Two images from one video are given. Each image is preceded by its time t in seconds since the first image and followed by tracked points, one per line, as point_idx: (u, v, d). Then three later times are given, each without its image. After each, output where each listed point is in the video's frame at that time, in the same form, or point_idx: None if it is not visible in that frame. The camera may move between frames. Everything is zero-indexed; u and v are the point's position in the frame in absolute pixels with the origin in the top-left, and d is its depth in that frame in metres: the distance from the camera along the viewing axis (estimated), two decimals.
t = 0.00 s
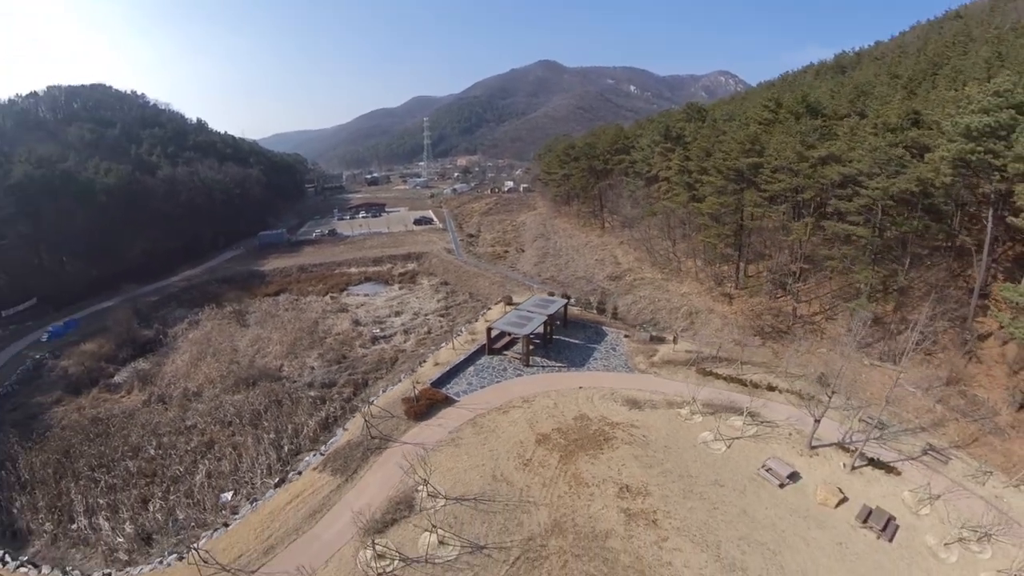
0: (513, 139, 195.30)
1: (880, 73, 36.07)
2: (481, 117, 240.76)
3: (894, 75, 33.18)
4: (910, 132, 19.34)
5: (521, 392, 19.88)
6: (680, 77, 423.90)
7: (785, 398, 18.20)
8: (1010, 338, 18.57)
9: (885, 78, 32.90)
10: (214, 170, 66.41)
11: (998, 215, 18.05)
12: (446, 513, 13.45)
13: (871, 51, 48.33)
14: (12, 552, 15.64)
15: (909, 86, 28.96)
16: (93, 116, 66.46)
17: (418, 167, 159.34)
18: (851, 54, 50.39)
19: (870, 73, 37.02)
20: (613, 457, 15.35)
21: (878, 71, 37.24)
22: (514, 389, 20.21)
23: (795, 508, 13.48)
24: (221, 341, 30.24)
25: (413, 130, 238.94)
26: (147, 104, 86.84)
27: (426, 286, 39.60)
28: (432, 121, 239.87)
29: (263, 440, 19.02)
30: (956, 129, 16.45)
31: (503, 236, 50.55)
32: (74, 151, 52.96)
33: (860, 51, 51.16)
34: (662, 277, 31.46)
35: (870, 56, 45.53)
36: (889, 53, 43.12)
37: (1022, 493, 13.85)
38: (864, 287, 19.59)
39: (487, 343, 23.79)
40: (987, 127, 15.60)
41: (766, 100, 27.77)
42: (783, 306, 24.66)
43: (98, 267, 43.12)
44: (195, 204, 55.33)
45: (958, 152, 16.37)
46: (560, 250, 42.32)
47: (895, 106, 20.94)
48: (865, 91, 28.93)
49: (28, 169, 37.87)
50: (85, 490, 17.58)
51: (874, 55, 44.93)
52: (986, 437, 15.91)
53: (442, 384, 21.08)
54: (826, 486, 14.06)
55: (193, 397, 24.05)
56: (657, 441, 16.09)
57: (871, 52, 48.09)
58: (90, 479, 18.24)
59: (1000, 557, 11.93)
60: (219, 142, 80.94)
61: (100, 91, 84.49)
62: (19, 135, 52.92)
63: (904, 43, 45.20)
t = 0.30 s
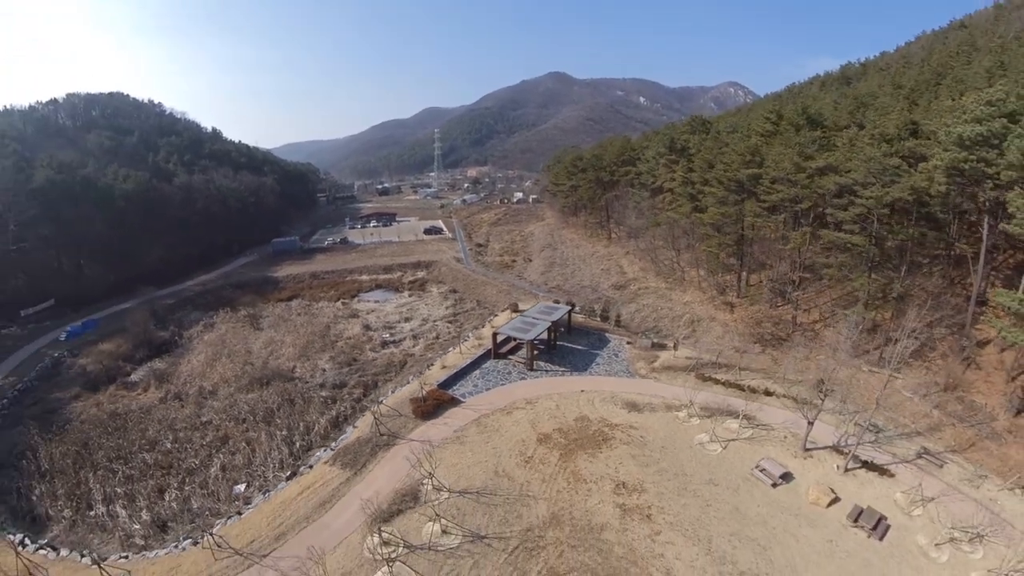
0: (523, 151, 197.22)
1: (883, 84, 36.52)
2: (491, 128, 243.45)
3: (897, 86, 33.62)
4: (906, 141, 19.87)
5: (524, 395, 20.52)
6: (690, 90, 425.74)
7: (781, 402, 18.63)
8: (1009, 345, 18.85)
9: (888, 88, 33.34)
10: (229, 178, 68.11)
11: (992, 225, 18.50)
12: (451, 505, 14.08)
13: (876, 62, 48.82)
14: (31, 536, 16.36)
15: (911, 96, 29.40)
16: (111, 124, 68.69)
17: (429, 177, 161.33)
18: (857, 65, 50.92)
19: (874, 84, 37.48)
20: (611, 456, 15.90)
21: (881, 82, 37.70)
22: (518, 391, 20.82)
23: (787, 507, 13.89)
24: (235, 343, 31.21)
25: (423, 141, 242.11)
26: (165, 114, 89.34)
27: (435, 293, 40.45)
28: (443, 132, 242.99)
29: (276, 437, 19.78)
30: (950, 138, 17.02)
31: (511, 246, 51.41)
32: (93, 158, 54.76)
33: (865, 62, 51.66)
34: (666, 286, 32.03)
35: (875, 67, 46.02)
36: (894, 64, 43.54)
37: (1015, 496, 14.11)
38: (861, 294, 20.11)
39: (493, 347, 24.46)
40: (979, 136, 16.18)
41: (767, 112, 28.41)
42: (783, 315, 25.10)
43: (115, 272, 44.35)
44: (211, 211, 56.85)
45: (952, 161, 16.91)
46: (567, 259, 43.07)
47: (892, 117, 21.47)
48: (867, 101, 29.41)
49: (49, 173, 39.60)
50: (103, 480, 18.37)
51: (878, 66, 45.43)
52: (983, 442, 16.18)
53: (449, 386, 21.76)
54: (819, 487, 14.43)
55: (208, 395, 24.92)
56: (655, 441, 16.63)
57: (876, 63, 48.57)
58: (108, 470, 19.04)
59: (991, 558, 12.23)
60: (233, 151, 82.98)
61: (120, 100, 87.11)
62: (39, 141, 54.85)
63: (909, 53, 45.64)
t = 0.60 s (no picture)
0: (534, 158, 198.55)
1: (889, 93, 36.81)
2: (501, 136, 245.25)
3: (901, 96, 34.05)
4: (905, 150, 20.29)
5: (527, 393, 21.16)
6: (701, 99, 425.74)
7: (777, 405, 19.09)
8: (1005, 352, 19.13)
9: (893, 98, 33.77)
10: (244, 181, 69.67)
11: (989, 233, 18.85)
12: (453, 494, 14.71)
13: (883, 72, 49.06)
14: (50, 517, 17.10)
15: (915, 105, 29.81)
16: (127, 126, 70.71)
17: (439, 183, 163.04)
18: (864, 74, 51.19)
19: (879, 94, 37.79)
20: (609, 452, 16.46)
21: (887, 91, 37.98)
22: (522, 390, 21.43)
23: (778, 503, 14.33)
24: (248, 341, 32.15)
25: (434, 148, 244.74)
26: (184, 118, 91.64)
27: (444, 297, 41.24)
28: (453, 138, 245.44)
29: (288, 429, 20.54)
30: (945, 147, 17.45)
31: (519, 252, 52.21)
32: (110, 159, 56.47)
33: (873, 71, 51.90)
34: (670, 292, 32.55)
35: (882, 76, 46.28)
36: (901, 73, 43.88)
37: (1007, 498, 14.36)
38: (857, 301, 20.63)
39: (498, 348, 25.12)
40: (972, 146, 16.60)
41: (771, 122, 28.92)
42: (784, 321, 25.53)
43: (130, 271, 45.52)
44: (225, 213, 58.29)
45: (947, 170, 17.35)
46: (573, 265, 43.76)
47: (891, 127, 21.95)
48: (870, 112, 29.89)
49: (69, 173, 41.65)
50: (120, 466, 19.18)
51: (885, 75, 45.70)
52: (977, 446, 16.48)
53: (455, 384, 22.44)
54: (810, 485, 14.86)
55: (221, 389, 25.77)
56: (652, 439, 17.17)
57: (883, 72, 48.79)
58: (124, 457, 19.85)
59: (978, 557, 12.41)
60: (247, 154, 84.72)
61: (140, 105, 89.55)
62: (58, 141, 56.59)
63: (916, 63, 45.99)
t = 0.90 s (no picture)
0: (543, 170, 200.30)
1: (893, 104, 37.27)
2: (512, 148, 247.90)
3: (904, 107, 34.54)
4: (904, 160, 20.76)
5: (533, 397, 21.82)
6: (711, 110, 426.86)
7: (776, 411, 19.54)
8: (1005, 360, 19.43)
9: (896, 109, 34.27)
10: (259, 191, 71.44)
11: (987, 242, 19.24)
12: (460, 489, 15.37)
13: (888, 82, 49.55)
14: (72, 506, 17.92)
15: (917, 115, 30.27)
16: (145, 135, 72.86)
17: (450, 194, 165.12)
18: (870, 85, 51.67)
19: (884, 105, 38.22)
20: (611, 453, 17.04)
21: (891, 102, 38.43)
22: (528, 394, 22.07)
23: (773, 503, 14.79)
24: (263, 345, 33.15)
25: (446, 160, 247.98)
26: (202, 129, 94.23)
27: (453, 305, 42.08)
28: (464, 150, 248.43)
29: (302, 428, 21.34)
30: (940, 157, 17.98)
31: (527, 262, 53.07)
32: (130, 167, 58.34)
33: (879, 81, 52.38)
34: (675, 302, 33.12)
35: (887, 87, 46.72)
36: (906, 84, 44.32)
37: (1004, 502, 14.65)
38: (855, 310, 21.13)
39: (505, 354, 25.81)
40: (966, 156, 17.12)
41: (773, 134, 29.57)
42: (786, 330, 25.97)
43: (147, 276, 46.86)
44: (240, 223, 59.93)
45: (943, 181, 17.86)
46: (580, 276, 44.46)
47: (890, 138, 22.52)
48: (873, 123, 30.42)
49: (90, 180, 43.27)
50: (140, 460, 20.04)
51: (891, 87, 46.20)
52: (975, 451, 16.78)
53: (463, 388, 23.15)
54: (805, 486, 15.30)
55: (237, 390, 26.68)
56: (653, 441, 17.73)
57: (889, 83, 49.25)
58: (144, 451, 20.72)
59: (972, 557, 12.73)
60: (262, 164, 86.80)
61: (160, 116, 92.28)
62: (78, 148, 58.38)
63: (921, 73, 46.45)
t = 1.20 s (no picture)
0: (553, 184, 202.05)
1: (898, 116, 37.74)
2: (522, 161, 250.36)
3: (909, 118, 35.01)
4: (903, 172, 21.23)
5: (539, 403, 22.46)
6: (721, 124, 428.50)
7: (776, 418, 20.00)
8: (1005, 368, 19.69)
9: (901, 121, 34.76)
10: (274, 203, 73.26)
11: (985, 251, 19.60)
12: (468, 488, 16.03)
13: (895, 94, 50.01)
14: (93, 498, 18.79)
15: (921, 126, 30.72)
16: (162, 146, 75.08)
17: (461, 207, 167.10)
18: (877, 97, 52.13)
19: (888, 117, 38.73)
20: (613, 456, 17.60)
21: (896, 114, 38.87)
22: (535, 400, 22.70)
23: (769, 505, 15.25)
24: (278, 351, 34.17)
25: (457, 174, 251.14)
26: (219, 141, 96.83)
27: (463, 316, 42.93)
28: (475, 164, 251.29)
29: (316, 430, 22.14)
30: (935, 168, 18.47)
31: (536, 274, 53.91)
32: (149, 177, 60.29)
33: (886, 93, 52.83)
34: (680, 313, 33.69)
35: (893, 99, 47.17)
36: (913, 95, 44.75)
37: (1001, 506, 14.92)
38: (855, 319, 21.59)
39: (513, 362, 26.48)
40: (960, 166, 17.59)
41: (777, 148, 30.18)
42: (789, 340, 26.38)
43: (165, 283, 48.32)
44: (256, 232, 61.53)
45: (938, 191, 18.35)
46: (588, 288, 45.17)
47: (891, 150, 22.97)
48: (877, 135, 30.91)
49: (109, 189, 45.21)
50: (160, 457, 20.93)
51: (897, 98, 46.66)
52: (973, 457, 17.08)
53: (472, 394, 23.85)
54: (801, 489, 15.74)
55: (253, 393, 27.60)
56: (654, 446, 18.26)
57: (895, 95, 49.69)
58: (162, 449, 21.62)
59: (966, 559, 13.04)
60: (277, 176, 88.96)
61: (179, 129, 95.02)
62: (97, 157, 60.31)
63: (927, 84, 46.86)
